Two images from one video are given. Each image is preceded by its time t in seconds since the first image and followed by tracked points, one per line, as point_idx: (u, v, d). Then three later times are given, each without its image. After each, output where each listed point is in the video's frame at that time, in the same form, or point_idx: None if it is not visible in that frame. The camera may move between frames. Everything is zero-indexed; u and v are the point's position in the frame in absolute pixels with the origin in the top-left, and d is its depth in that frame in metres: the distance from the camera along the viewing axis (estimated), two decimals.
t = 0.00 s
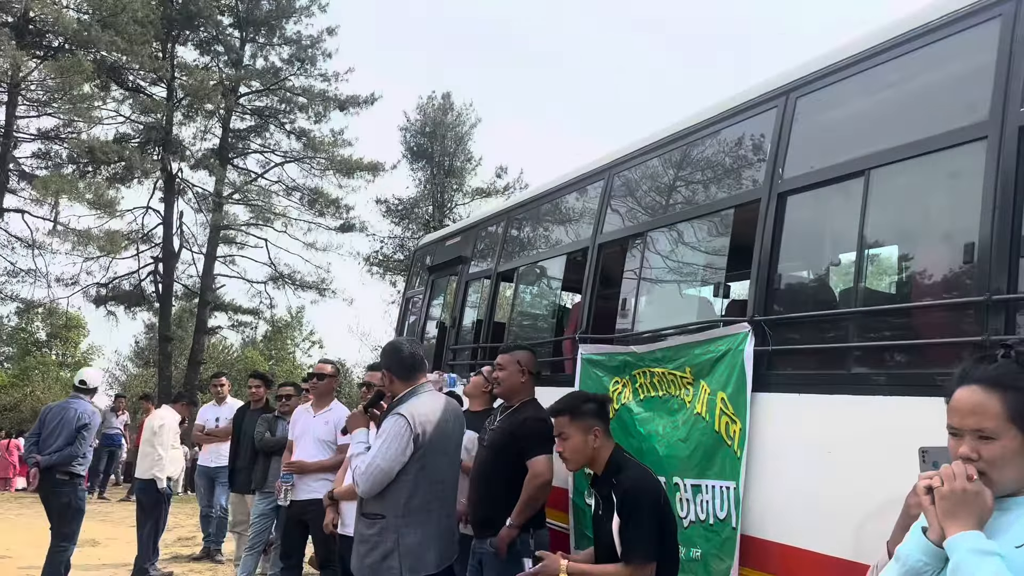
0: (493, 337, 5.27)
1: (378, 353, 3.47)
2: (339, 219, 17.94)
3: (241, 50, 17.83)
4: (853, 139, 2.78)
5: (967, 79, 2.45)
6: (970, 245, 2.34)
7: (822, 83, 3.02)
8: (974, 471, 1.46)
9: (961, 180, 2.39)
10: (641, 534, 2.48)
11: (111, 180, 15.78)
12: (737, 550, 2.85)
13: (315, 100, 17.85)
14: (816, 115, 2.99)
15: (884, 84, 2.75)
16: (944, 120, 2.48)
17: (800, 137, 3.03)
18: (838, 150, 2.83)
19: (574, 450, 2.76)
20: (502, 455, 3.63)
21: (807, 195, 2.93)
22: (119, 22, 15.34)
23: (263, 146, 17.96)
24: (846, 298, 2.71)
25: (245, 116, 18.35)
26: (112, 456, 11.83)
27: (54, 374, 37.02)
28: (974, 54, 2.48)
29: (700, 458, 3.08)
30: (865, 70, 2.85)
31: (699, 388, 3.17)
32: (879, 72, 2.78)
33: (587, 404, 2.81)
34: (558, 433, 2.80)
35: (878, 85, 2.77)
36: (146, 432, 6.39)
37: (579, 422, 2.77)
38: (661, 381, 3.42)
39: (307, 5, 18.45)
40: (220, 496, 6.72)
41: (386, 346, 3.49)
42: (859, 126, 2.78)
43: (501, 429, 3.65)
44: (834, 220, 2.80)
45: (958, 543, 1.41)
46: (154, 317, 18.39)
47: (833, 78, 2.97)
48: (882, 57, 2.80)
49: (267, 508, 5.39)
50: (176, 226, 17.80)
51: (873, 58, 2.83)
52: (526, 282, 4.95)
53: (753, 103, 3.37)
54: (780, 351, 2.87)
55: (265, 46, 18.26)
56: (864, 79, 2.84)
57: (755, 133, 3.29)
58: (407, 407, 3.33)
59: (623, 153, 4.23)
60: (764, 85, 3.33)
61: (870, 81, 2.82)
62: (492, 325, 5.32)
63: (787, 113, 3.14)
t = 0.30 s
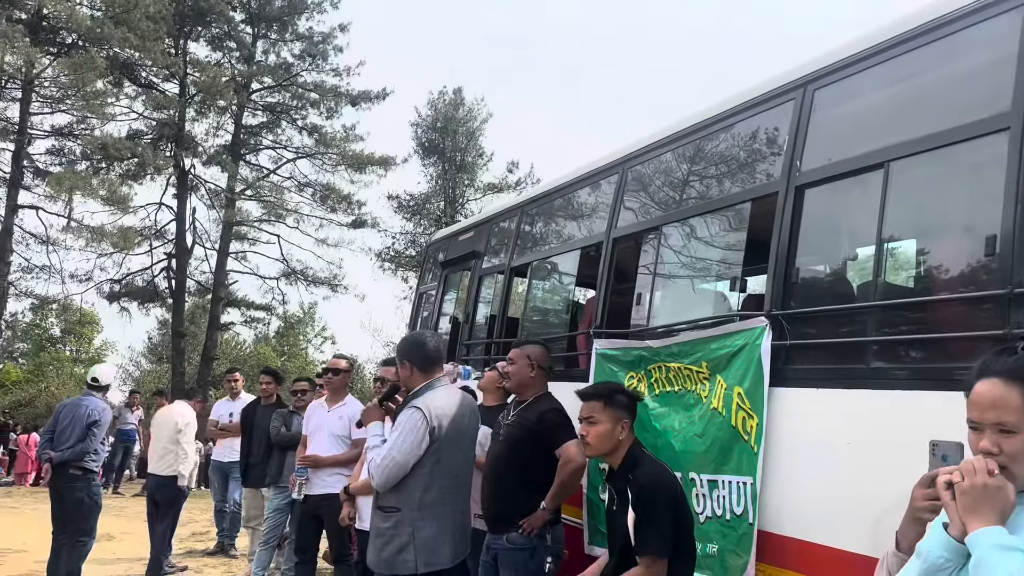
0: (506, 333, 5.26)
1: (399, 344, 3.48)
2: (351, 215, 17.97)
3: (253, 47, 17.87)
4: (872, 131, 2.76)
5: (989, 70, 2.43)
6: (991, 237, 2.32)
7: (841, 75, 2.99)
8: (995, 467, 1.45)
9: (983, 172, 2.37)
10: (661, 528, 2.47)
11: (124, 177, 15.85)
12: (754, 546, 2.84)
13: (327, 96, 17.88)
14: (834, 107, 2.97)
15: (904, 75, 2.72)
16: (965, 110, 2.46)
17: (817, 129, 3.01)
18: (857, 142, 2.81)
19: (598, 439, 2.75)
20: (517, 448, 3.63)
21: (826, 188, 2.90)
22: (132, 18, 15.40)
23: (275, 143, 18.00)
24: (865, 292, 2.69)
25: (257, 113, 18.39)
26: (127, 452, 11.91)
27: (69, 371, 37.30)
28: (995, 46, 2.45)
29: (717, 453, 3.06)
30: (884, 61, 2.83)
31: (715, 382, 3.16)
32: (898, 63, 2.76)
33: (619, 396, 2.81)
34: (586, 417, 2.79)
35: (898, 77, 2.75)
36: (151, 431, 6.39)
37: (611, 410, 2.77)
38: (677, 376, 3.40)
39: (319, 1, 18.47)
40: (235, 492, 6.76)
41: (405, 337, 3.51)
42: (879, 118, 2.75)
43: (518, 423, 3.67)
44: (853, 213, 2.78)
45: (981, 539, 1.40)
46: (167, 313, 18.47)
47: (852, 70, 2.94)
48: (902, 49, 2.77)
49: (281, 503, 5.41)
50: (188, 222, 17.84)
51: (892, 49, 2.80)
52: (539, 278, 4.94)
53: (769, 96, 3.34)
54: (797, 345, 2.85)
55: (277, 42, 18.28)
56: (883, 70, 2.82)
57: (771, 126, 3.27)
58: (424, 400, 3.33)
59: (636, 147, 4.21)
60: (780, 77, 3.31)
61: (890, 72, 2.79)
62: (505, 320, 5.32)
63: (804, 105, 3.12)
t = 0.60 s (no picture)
0: (520, 329, 5.26)
1: (423, 337, 3.47)
2: (365, 212, 18.03)
3: (268, 45, 17.93)
4: (891, 125, 2.74)
5: (1013, 62, 2.40)
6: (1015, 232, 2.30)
7: (859, 69, 2.97)
8: (1021, 463, 1.47)
9: (1003, 167, 2.36)
10: (679, 524, 2.47)
11: (140, 175, 15.97)
12: (772, 543, 2.83)
13: (341, 93, 17.94)
14: (852, 102, 2.95)
15: (925, 69, 2.70)
16: (987, 104, 2.43)
17: (835, 124, 2.99)
18: (876, 137, 2.79)
19: (620, 432, 2.74)
20: (535, 445, 3.64)
21: (845, 183, 2.89)
22: (148, 17, 15.48)
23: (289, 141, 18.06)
24: (885, 287, 2.67)
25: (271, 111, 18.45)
26: (144, 448, 11.99)
27: (86, 368, 37.59)
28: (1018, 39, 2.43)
29: (735, 450, 3.05)
30: (904, 55, 2.80)
31: (733, 378, 3.14)
32: (918, 56, 2.73)
33: (645, 390, 2.79)
34: (609, 409, 2.78)
35: (917, 71, 2.73)
36: (166, 423, 6.38)
37: (636, 403, 2.76)
38: (694, 373, 3.39)
39: None
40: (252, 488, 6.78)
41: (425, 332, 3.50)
42: (898, 112, 2.73)
43: (535, 420, 3.67)
44: (872, 208, 2.77)
45: (1008, 538, 1.41)
46: (183, 309, 18.60)
47: (871, 64, 2.92)
48: (922, 42, 2.75)
49: (298, 499, 5.44)
50: (204, 219, 17.96)
51: (912, 42, 2.78)
52: (553, 274, 4.93)
53: (786, 90, 3.32)
54: (817, 341, 2.84)
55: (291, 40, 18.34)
56: (902, 64, 2.80)
57: (788, 121, 3.25)
58: (449, 394, 3.33)
59: (650, 143, 4.19)
60: (797, 71, 3.28)
61: (909, 66, 2.77)
62: (520, 316, 5.31)
63: (822, 100, 3.10)
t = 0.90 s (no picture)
0: (537, 327, 5.25)
1: (441, 334, 3.43)
2: (381, 211, 18.06)
3: (284, 46, 17.99)
4: (912, 121, 2.72)
5: None
6: None
7: (879, 64, 2.94)
8: None
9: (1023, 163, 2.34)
10: (699, 520, 2.46)
11: (157, 175, 16.06)
12: (791, 542, 2.82)
13: (357, 92, 17.97)
14: (872, 97, 2.93)
15: (943, 64, 2.68)
16: (1007, 100, 2.41)
17: (853, 121, 2.97)
18: (896, 133, 2.76)
19: (645, 428, 2.71)
20: (552, 445, 3.64)
21: (864, 179, 2.86)
22: (165, 18, 15.54)
23: (306, 141, 18.13)
24: (904, 284, 2.65)
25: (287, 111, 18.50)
26: (163, 446, 12.06)
27: (106, 367, 37.86)
28: None
29: (754, 448, 3.04)
30: (924, 51, 2.78)
31: (753, 376, 3.13)
32: (938, 52, 2.71)
33: (666, 386, 2.79)
34: (632, 406, 2.76)
35: (939, 65, 2.70)
36: (181, 422, 6.41)
37: (658, 400, 2.74)
38: (713, 370, 3.38)
39: None
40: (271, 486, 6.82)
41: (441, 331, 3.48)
42: (917, 108, 2.71)
43: (552, 420, 3.67)
44: (891, 204, 2.74)
45: None
46: (202, 308, 18.71)
47: (890, 59, 2.90)
48: (942, 37, 2.72)
49: (317, 497, 5.46)
50: (221, 219, 18.06)
51: (934, 36, 2.75)
52: (570, 272, 4.91)
53: (803, 86, 3.30)
54: (836, 339, 2.81)
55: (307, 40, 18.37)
56: (923, 59, 2.77)
57: (805, 117, 3.23)
58: (476, 392, 3.36)
59: (667, 140, 4.17)
60: (816, 67, 3.26)
61: (931, 60, 2.74)
62: (536, 313, 5.30)
63: (840, 96, 3.08)
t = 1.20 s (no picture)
0: (555, 327, 5.25)
1: (456, 336, 3.42)
2: (399, 212, 18.11)
3: (302, 48, 18.07)
4: (931, 118, 2.70)
5: None
6: None
7: (900, 60, 2.92)
8: None
9: None
10: (717, 519, 2.46)
11: (177, 177, 16.19)
12: (811, 542, 2.81)
13: (374, 94, 18.02)
14: (892, 94, 2.91)
15: (963, 61, 2.66)
16: None
17: (872, 118, 2.95)
18: (915, 130, 2.74)
19: (671, 428, 2.71)
20: (568, 445, 3.64)
21: (884, 176, 2.84)
22: (184, 21, 15.64)
23: (324, 142, 18.21)
24: (925, 282, 2.63)
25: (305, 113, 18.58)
26: (186, 447, 12.15)
27: (127, 369, 38.19)
28: None
29: (773, 448, 3.03)
30: (944, 47, 2.76)
31: (773, 375, 3.11)
32: (958, 47, 2.69)
33: (685, 387, 2.79)
34: (656, 405, 2.75)
35: (959, 62, 2.67)
36: (196, 422, 6.49)
37: (681, 400, 2.74)
38: (732, 370, 3.36)
39: None
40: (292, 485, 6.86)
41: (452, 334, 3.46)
42: (938, 104, 2.69)
43: (568, 419, 3.68)
44: (912, 202, 2.72)
45: None
46: (222, 309, 18.86)
47: (909, 56, 2.88)
48: (962, 33, 2.70)
49: (336, 497, 5.49)
50: (239, 221, 18.17)
51: (955, 32, 2.72)
52: (587, 272, 4.90)
53: (822, 84, 3.29)
54: (857, 337, 2.79)
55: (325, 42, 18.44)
56: (943, 55, 2.75)
57: (824, 114, 3.22)
58: (496, 393, 3.39)
59: (685, 138, 4.16)
60: (834, 64, 3.25)
61: (952, 56, 2.71)
62: (554, 314, 5.30)
63: (859, 94, 3.06)
